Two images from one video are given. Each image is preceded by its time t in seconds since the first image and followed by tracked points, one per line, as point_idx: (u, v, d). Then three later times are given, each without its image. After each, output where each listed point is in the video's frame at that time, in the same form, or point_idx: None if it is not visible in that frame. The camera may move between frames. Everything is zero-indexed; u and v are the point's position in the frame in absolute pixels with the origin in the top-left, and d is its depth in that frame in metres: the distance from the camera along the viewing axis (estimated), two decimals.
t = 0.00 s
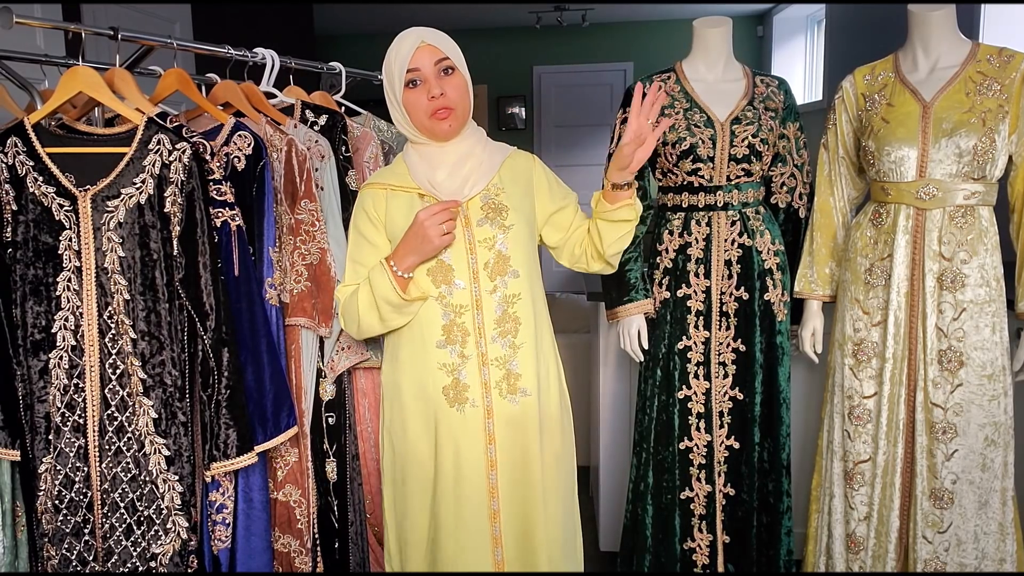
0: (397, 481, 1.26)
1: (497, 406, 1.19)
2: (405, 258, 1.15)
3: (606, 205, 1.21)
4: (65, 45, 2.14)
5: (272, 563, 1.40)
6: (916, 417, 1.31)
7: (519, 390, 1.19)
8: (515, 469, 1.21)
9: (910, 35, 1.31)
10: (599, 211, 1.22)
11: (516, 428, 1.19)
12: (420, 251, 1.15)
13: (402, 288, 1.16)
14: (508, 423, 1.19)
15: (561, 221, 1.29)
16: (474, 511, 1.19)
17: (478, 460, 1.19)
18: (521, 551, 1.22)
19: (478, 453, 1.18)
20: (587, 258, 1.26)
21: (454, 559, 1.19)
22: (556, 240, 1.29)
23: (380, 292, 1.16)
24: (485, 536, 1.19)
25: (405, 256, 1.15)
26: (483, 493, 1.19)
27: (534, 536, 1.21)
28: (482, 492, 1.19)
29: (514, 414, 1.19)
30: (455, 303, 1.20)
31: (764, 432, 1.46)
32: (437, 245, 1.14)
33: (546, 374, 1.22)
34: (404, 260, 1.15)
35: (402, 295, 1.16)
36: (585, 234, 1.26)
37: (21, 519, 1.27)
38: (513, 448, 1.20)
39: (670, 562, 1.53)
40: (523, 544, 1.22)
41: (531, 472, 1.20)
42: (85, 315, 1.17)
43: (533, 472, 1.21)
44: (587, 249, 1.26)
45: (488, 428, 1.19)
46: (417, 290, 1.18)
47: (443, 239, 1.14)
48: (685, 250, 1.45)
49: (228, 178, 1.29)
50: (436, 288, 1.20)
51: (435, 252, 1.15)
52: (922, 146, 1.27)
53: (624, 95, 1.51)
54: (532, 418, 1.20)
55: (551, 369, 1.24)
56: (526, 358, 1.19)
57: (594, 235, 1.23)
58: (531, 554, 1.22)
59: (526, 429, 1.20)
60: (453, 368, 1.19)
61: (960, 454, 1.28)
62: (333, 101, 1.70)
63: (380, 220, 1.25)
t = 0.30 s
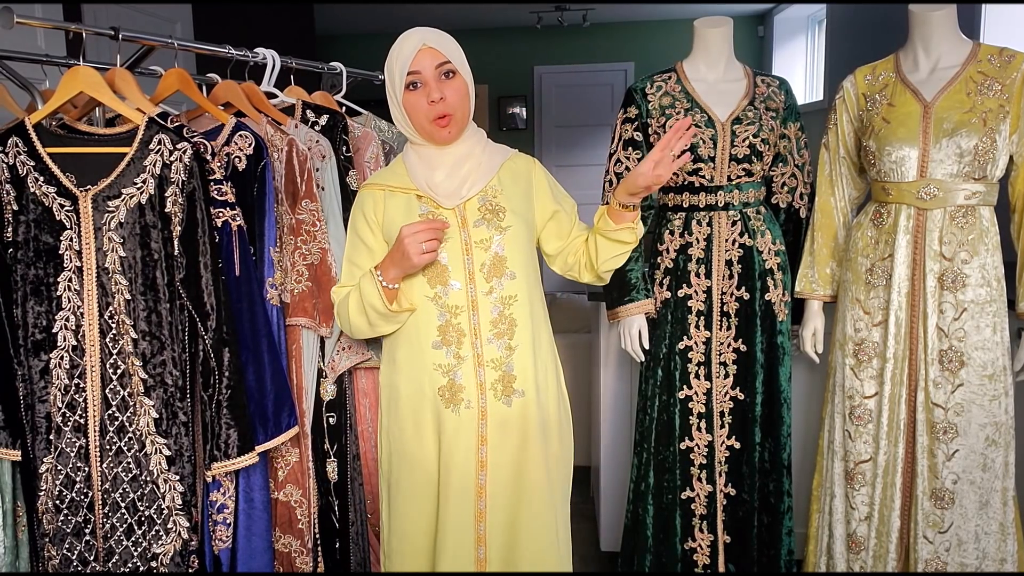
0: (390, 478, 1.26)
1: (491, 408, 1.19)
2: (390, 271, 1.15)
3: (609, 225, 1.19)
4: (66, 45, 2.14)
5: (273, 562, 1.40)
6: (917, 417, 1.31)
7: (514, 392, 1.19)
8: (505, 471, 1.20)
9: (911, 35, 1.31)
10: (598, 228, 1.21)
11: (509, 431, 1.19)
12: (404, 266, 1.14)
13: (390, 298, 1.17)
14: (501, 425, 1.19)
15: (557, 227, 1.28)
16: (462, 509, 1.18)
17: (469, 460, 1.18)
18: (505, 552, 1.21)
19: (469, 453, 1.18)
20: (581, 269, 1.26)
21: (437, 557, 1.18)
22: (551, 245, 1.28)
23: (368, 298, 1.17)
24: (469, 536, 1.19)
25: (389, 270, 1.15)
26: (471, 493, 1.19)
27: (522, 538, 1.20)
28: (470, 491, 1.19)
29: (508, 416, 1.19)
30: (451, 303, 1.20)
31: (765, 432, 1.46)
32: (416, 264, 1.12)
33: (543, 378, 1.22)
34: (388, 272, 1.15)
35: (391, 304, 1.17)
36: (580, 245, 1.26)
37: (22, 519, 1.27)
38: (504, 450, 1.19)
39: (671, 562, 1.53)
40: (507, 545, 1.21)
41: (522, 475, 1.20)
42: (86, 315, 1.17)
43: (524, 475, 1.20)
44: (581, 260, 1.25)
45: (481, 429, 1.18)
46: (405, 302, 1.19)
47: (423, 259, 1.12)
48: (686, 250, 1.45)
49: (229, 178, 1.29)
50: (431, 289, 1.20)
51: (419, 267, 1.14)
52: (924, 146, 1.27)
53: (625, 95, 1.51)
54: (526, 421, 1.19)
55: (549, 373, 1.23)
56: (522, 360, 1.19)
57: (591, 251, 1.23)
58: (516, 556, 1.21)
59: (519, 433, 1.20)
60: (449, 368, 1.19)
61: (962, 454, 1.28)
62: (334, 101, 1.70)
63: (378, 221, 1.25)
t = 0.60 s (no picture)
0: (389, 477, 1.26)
1: (491, 409, 1.19)
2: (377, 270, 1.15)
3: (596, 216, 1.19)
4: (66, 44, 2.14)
5: (274, 562, 1.40)
6: (918, 417, 1.31)
7: (513, 393, 1.19)
8: (505, 470, 1.21)
9: (912, 35, 1.31)
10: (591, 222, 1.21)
11: (509, 431, 1.20)
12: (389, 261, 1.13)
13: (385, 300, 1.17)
14: (501, 425, 1.19)
15: (558, 228, 1.27)
16: (463, 509, 1.19)
17: (470, 460, 1.19)
18: (506, 551, 1.22)
19: (470, 453, 1.19)
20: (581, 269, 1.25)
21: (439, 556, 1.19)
22: (551, 247, 1.28)
23: (363, 299, 1.17)
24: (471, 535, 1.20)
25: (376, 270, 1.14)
26: (472, 493, 1.19)
27: (522, 537, 1.21)
28: (471, 491, 1.19)
29: (507, 417, 1.19)
30: (451, 303, 1.20)
31: (766, 432, 1.46)
32: (397, 255, 1.11)
33: (543, 378, 1.22)
34: (377, 273, 1.15)
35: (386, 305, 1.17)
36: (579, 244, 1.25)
37: (23, 519, 1.27)
38: (504, 450, 1.20)
39: (672, 562, 1.53)
40: (508, 543, 1.22)
41: (522, 474, 1.21)
42: (87, 315, 1.17)
43: (523, 474, 1.21)
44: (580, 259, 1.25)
45: (481, 429, 1.19)
46: (401, 299, 1.19)
47: (402, 248, 1.11)
48: (687, 250, 1.45)
49: (230, 178, 1.29)
50: (431, 290, 1.20)
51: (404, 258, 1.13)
52: (924, 146, 1.27)
53: (626, 95, 1.51)
54: (525, 421, 1.20)
55: (549, 373, 1.23)
56: (522, 360, 1.19)
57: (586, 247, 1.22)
58: (516, 554, 1.22)
59: (519, 432, 1.20)
60: (448, 369, 1.19)
61: (962, 454, 1.28)
62: (335, 100, 1.70)
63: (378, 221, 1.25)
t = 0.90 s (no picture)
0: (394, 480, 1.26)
1: (493, 409, 1.19)
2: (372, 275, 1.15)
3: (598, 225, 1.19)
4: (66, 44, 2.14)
5: (274, 562, 1.40)
6: (919, 417, 1.31)
7: (515, 393, 1.19)
8: (510, 470, 1.21)
9: (913, 35, 1.31)
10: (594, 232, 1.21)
11: (512, 432, 1.20)
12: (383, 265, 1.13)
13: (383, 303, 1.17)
14: (505, 425, 1.19)
15: (558, 229, 1.28)
16: (469, 511, 1.18)
17: (475, 461, 1.19)
18: (513, 551, 1.22)
19: (474, 454, 1.18)
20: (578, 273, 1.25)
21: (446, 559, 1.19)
22: (549, 250, 1.28)
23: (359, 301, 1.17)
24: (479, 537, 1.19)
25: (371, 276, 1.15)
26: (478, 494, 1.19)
27: (529, 538, 1.21)
28: (477, 492, 1.19)
29: (511, 416, 1.19)
30: (452, 303, 1.19)
31: (766, 431, 1.46)
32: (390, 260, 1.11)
33: (545, 377, 1.22)
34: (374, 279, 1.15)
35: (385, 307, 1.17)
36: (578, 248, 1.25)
37: (24, 519, 1.27)
38: (508, 449, 1.20)
39: (673, 562, 1.52)
40: (515, 545, 1.22)
41: (527, 474, 1.20)
42: (87, 314, 1.17)
43: (528, 473, 1.21)
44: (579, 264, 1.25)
45: (485, 430, 1.19)
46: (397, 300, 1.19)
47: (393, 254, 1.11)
48: (688, 250, 1.45)
49: (231, 177, 1.29)
50: (432, 290, 1.20)
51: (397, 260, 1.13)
52: (925, 146, 1.27)
53: (626, 95, 1.51)
54: (528, 420, 1.20)
55: (550, 371, 1.24)
56: (523, 360, 1.19)
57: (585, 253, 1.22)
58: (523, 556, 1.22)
59: (523, 432, 1.20)
60: (450, 369, 1.19)
61: (963, 454, 1.28)
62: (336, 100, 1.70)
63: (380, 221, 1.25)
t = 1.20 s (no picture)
0: (395, 483, 1.25)
1: (494, 409, 1.19)
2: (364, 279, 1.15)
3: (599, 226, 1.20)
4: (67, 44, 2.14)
5: (276, 562, 1.40)
6: (920, 417, 1.31)
7: (517, 392, 1.19)
8: (511, 470, 1.21)
9: (914, 35, 1.31)
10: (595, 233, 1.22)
11: (513, 432, 1.20)
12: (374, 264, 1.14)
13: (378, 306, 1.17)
14: (506, 426, 1.19)
15: (560, 230, 1.28)
16: (472, 513, 1.18)
17: (477, 462, 1.18)
18: (515, 553, 1.22)
19: (475, 455, 1.18)
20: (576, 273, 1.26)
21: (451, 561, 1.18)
22: (549, 250, 1.28)
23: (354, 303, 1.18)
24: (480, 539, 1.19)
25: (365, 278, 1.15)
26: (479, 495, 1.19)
27: (531, 538, 1.21)
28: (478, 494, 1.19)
29: (511, 416, 1.19)
30: (453, 303, 1.19)
31: (768, 431, 1.46)
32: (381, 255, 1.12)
33: (547, 377, 1.22)
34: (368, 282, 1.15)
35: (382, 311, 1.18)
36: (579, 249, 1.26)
37: (25, 519, 1.27)
38: (509, 449, 1.20)
39: (674, 561, 1.52)
40: (517, 546, 1.22)
41: (528, 475, 1.20)
42: (88, 314, 1.17)
43: (530, 473, 1.21)
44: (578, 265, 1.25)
45: (486, 430, 1.19)
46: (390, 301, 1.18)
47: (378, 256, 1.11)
48: (688, 249, 1.45)
49: (232, 177, 1.29)
50: (433, 290, 1.20)
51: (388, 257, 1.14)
52: (926, 146, 1.27)
53: (628, 95, 1.51)
54: (530, 420, 1.20)
55: (551, 371, 1.24)
56: (524, 360, 1.20)
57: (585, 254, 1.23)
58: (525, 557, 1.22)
59: (524, 431, 1.20)
60: (451, 369, 1.19)
61: (964, 454, 1.28)
62: (337, 100, 1.70)
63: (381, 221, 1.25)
